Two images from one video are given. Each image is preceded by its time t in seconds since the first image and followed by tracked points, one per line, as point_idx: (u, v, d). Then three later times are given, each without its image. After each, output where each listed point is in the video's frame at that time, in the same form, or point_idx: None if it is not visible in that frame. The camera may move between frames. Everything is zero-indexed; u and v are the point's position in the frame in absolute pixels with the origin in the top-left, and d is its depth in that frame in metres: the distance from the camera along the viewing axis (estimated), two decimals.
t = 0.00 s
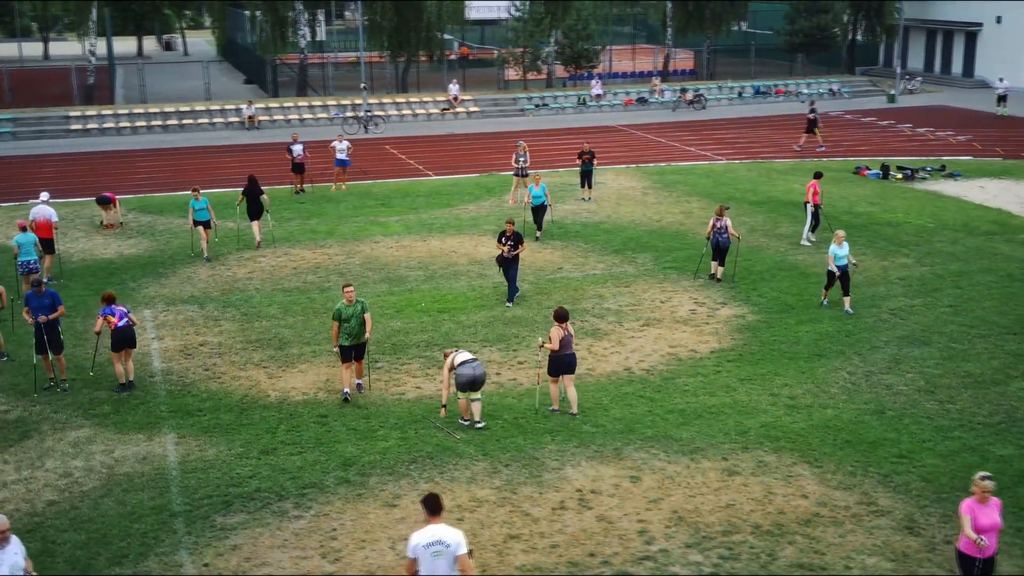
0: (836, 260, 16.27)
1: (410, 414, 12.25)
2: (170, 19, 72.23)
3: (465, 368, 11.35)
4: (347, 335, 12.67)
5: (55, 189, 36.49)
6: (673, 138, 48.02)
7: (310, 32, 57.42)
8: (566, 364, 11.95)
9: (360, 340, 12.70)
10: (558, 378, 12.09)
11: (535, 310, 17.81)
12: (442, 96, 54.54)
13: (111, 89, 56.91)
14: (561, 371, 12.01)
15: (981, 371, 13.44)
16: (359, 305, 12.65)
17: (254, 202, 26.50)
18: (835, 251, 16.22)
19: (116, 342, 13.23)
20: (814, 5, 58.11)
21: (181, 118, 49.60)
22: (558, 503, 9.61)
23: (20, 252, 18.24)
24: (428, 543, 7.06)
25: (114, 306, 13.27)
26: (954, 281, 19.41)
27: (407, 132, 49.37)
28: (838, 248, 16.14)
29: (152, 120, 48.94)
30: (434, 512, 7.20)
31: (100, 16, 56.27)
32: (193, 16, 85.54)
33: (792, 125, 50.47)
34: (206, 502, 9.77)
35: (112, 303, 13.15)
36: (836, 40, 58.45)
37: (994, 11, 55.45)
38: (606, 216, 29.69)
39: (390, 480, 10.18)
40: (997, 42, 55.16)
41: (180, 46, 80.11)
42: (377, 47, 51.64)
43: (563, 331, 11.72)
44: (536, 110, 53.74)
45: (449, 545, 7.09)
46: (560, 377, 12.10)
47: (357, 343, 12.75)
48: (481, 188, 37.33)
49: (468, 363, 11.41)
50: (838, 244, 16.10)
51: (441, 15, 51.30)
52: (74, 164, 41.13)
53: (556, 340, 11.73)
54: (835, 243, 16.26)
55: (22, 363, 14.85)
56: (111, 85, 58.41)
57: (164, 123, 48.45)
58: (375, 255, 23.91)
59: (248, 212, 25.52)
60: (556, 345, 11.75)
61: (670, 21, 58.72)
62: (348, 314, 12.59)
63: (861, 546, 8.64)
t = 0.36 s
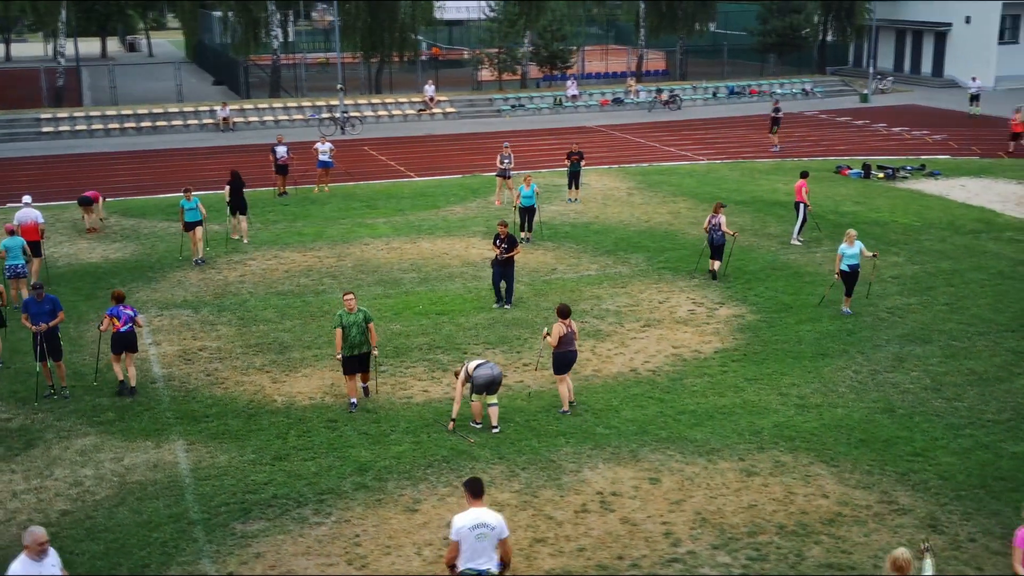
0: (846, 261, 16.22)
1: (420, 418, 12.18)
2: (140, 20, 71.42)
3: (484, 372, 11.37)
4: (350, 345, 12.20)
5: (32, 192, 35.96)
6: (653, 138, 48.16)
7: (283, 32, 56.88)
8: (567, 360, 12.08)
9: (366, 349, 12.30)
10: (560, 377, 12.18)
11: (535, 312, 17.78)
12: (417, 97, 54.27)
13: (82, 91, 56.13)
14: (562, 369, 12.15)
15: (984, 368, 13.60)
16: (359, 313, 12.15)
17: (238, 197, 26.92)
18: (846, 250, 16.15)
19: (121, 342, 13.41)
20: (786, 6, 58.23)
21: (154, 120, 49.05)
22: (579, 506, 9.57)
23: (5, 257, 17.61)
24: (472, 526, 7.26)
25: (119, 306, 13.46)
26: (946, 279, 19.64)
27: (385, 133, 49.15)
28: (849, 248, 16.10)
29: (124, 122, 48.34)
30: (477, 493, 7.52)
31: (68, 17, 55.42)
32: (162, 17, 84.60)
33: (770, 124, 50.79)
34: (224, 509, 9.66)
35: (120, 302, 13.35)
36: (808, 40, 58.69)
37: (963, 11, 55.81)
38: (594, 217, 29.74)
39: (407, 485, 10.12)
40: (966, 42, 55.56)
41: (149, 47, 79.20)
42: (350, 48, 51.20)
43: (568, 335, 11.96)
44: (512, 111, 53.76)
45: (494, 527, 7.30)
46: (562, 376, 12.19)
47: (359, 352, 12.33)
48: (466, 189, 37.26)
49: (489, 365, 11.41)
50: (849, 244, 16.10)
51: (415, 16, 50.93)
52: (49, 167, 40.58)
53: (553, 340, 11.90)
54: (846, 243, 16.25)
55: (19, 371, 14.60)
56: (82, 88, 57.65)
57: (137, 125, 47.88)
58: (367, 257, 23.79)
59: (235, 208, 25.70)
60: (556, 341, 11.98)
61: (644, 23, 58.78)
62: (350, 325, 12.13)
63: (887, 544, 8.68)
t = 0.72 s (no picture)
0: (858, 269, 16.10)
1: (432, 421, 12.10)
2: (108, 20, 70.50)
3: (494, 370, 11.27)
4: (360, 357, 11.74)
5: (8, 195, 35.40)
6: (634, 139, 48.26)
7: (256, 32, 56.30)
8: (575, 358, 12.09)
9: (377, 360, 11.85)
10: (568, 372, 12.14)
11: (534, 313, 17.75)
12: (393, 98, 53.88)
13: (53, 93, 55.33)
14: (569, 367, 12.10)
15: (988, 366, 13.75)
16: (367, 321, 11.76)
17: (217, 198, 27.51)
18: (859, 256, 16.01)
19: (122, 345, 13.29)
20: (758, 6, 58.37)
21: (128, 122, 48.43)
22: (602, 508, 9.55)
23: None
24: (507, 512, 7.68)
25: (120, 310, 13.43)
26: (938, 278, 19.85)
27: (361, 134, 48.90)
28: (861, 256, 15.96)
29: (98, 124, 47.67)
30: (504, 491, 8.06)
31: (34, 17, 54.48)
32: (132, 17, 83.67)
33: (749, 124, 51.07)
34: (244, 516, 9.55)
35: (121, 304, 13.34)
36: (779, 40, 58.94)
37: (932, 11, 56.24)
38: (583, 217, 29.75)
39: (427, 489, 10.05)
40: (936, 42, 56.01)
41: (113, 48, 78.09)
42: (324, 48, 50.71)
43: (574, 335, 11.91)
44: (489, 111, 53.70)
45: (524, 513, 7.78)
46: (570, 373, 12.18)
47: (369, 364, 11.85)
48: (450, 190, 37.15)
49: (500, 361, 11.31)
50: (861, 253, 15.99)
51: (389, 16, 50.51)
52: (25, 170, 39.98)
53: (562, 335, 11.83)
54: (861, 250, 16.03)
55: (16, 377, 14.31)
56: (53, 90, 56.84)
57: (110, 127, 47.27)
58: (358, 260, 23.65)
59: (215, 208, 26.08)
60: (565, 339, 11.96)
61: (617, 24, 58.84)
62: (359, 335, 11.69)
63: (913, 543, 8.73)
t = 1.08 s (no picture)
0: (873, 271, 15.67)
1: (446, 425, 12.04)
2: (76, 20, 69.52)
3: (498, 369, 11.36)
4: (375, 367, 11.50)
5: None
6: (615, 139, 48.34)
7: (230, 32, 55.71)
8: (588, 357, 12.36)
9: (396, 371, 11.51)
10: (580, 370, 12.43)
11: (535, 314, 17.71)
12: (370, 98, 53.50)
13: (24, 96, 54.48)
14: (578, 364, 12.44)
15: (992, 363, 13.90)
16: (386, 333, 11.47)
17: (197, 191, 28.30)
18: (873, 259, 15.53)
19: (119, 344, 13.21)
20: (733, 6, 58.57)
21: (102, 124, 47.79)
22: (626, 510, 9.53)
23: None
24: (524, 497, 7.85)
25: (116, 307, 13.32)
26: (931, 276, 20.08)
27: (338, 136, 48.64)
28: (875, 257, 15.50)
29: (71, 126, 47.02)
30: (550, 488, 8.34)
31: (2, 19, 53.64)
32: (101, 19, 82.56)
33: (729, 124, 51.32)
34: (265, 523, 9.45)
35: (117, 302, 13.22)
36: (751, 41, 59.19)
37: (903, 12, 56.71)
38: (572, 218, 29.75)
39: (447, 493, 10.01)
40: (907, 42, 56.49)
41: (78, 48, 77.04)
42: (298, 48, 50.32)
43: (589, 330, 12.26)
44: (466, 112, 53.62)
45: (541, 499, 7.85)
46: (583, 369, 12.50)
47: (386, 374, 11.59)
48: (436, 192, 37.02)
49: (510, 362, 11.42)
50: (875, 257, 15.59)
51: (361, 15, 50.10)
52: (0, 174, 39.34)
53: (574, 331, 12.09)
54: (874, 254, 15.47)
55: (15, 386, 14.08)
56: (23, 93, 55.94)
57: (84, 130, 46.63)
58: (350, 262, 23.51)
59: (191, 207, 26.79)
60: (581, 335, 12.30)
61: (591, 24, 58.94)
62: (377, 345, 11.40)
63: (940, 541, 8.78)
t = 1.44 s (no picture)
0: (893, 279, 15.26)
1: (461, 428, 11.99)
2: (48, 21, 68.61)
3: (502, 370, 11.62)
4: (395, 385, 10.91)
5: None
6: (598, 139, 48.39)
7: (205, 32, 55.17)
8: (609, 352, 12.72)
9: (411, 390, 10.97)
10: (595, 368, 12.80)
11: (537, 316, 17.71)
12: (349, 100, 53.21)
13: None
14: (594, 361, 12.82)
15: (996, 361, 14.05)
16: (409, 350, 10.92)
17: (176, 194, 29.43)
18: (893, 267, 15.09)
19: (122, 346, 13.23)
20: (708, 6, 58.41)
21: (78, 126, 47.20)
22: (652, 512, 9.52)
23: None
24: (546, 490, 7.84)
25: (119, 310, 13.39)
26: (926, 274, 20.31)
27: (318, 137, 48.38)
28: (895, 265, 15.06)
29: (47, 129, 46.39)
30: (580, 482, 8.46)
31: None
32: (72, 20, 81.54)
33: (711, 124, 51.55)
34: (289, 529, 9.37)
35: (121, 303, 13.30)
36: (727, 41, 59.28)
37: (876, 12, 57.13)
38: (563, 219, 29.79)
39: (471, 497, 9.97)
40: (881, 42, 56.94)
41: (46, 49, 75.99)
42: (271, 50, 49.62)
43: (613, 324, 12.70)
44: (445, 113, 53.50)
45: (561, 492, 7.84)
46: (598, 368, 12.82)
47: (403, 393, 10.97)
48: (422, 193, 36.90)
49: (516, 363, 11.65)
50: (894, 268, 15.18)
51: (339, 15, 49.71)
52: None
53: (595, 327, 12.46)
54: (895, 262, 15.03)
55: (16, 392, 13.86)
56: None
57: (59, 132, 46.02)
58: (344, 264, 23.38)
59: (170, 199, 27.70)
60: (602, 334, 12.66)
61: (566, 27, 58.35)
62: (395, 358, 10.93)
63: (967, 539, 8.84)
